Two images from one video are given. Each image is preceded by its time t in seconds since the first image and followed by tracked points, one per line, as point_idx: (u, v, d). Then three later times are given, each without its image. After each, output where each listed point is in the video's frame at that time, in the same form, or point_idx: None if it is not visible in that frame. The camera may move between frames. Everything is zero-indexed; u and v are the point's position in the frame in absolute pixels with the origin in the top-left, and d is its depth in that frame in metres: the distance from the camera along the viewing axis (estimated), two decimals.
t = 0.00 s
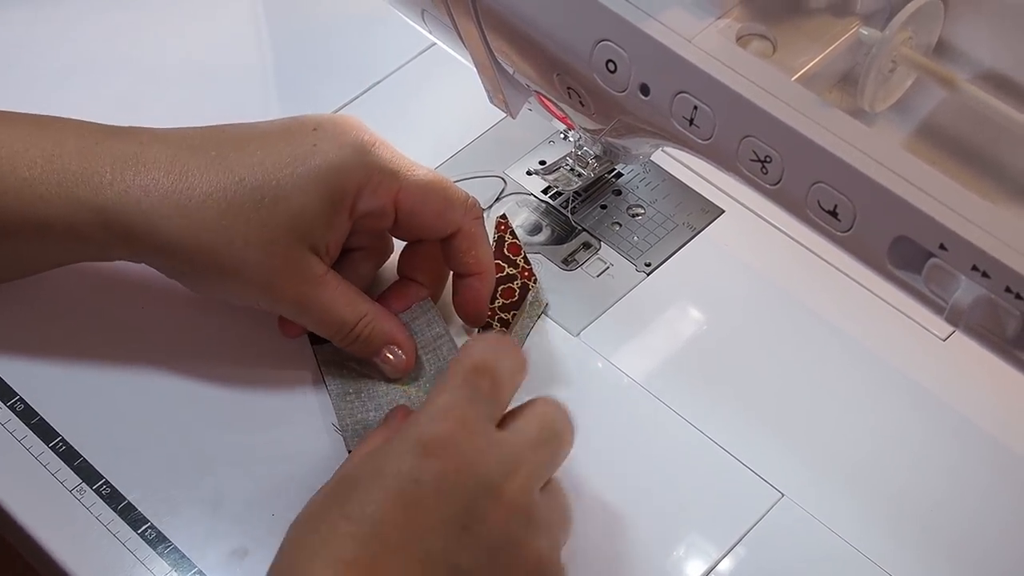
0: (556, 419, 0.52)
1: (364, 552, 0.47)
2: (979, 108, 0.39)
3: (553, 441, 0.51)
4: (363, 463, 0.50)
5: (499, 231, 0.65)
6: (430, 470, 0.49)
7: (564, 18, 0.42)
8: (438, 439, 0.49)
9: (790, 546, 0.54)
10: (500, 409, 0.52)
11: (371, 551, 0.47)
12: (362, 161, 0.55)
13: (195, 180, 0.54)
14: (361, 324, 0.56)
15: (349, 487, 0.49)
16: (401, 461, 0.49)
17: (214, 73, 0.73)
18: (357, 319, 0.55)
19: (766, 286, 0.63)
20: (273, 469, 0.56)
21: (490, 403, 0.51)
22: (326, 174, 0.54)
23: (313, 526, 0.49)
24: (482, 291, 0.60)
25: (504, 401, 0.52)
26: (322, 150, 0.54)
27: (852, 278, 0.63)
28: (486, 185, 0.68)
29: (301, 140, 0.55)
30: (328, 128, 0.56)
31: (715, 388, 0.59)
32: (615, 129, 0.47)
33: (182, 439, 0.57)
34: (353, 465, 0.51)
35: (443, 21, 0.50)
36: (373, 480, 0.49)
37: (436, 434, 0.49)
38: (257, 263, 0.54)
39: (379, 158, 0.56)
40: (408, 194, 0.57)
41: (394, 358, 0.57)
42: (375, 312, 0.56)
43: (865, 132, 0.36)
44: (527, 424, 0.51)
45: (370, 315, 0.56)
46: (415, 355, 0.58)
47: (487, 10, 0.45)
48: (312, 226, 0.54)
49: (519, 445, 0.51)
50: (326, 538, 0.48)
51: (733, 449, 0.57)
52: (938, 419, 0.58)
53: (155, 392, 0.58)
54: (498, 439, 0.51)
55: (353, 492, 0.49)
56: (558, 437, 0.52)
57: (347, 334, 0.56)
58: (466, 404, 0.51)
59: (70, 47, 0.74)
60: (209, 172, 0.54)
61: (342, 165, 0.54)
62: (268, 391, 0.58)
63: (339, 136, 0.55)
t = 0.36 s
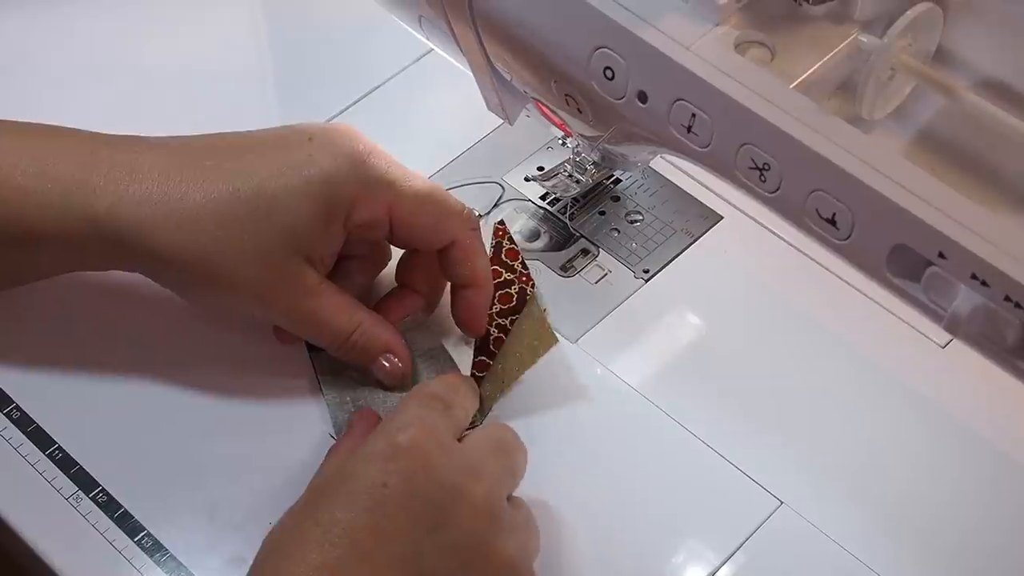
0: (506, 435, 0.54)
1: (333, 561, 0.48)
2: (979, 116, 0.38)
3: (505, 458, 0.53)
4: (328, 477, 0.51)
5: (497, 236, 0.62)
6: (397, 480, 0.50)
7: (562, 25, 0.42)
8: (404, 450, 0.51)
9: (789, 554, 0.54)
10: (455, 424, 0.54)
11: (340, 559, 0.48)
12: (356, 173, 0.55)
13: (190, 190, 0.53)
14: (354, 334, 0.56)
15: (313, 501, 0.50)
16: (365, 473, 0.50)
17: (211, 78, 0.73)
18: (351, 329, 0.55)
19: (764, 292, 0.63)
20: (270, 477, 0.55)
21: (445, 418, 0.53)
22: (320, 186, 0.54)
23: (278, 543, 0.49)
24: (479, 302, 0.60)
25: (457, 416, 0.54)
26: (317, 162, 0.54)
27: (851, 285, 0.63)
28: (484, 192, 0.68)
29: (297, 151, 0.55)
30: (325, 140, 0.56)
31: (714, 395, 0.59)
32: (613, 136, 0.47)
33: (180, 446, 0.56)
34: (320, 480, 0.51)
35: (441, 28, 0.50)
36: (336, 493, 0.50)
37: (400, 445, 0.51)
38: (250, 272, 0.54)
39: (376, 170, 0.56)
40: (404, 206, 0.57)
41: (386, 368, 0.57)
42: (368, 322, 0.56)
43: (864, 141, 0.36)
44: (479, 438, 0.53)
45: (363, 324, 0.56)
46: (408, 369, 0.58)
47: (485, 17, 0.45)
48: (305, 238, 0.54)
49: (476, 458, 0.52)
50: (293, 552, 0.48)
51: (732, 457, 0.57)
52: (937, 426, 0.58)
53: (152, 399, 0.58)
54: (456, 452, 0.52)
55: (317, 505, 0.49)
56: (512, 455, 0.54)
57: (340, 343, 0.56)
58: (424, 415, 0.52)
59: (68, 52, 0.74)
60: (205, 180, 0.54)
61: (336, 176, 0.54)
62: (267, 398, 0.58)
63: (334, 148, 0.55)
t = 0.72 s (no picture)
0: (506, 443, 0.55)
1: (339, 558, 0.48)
2: (977, 117, 0.38)
3: (504, 467, 0.53)
4: (331, 476, 0.51)
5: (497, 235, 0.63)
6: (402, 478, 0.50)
7: (561, 27, 0.42)
8: (410, 450, 0.51)
9: (788, 555, 0.54)
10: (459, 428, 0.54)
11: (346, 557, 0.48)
12: (317, 195, 0.51)
13: (177, 195, 0.52)
14: (336, 340, 0.56)
15: (317, 500, 0.50)
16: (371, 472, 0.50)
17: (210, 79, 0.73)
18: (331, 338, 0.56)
19: (762, 293, 0.63)
20: (269, 478, 0.55)
21: (448, 421, 0.54)
22: (280, 211, 0.51)
23: (280, 541, 0.48)
24: (479, 278, 0.57)
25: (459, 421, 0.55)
26: (281, 183, 0.51)
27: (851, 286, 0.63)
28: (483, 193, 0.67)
29: (269, 166, 0.52)
30: (303, 150, 0.52)
31: (713, 396, 0.59)
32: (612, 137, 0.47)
33: (179, 447, 0.56)
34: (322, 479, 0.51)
35: (440, 28, 0.50)
36: (341, 491, 0.50)
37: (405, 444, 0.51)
38: (231, 283, 0.54)
39: (341, 196, 0.50)
40: (363, 236, 0.51)
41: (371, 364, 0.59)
42: (349, 326, 0.57)
43: (863, 141, 0.36)
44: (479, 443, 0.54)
45: (346, 331, 0.56)
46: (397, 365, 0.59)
47: (484, 18, 0.45)
48: (270, 259, 0.53)
49: (478, 461, 0.53)
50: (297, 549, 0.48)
51: (732, 457, 0.57)
52: (936, 426, 0.58)
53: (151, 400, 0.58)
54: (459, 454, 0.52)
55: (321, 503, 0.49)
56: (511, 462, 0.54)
57: (325, 345, 0.57)
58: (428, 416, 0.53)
59: (66, 53, 0.74)
60: (195, 183, 0.52)
61: (295, 202, 0.51)
62: (267, 398, 0.58)
63: (302, 166, 0.51)
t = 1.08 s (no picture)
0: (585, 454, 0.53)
1: None
2: (985, 114, 0.39)
3: (580, 477, 0.52)
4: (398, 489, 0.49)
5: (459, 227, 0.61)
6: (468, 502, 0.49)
7: (569, 24, 0.42)
8: (485, 475, 0.49)
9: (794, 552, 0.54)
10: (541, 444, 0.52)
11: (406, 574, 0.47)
12: (298, 230, 0.50)
13: (160, 199, 0.50)
14: (318, 353, 0.56)
15: (380, 515, 0.49)
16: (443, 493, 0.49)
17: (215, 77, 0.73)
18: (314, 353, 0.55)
19: (767, 291, 0.63)
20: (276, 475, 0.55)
21: (527, 439, 0.51)
22: (260, 241, 0.50)
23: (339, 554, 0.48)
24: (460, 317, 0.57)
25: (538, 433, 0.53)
26: (260, 215, 0.50)
27: (856, 284, 0.63)
28: (488, 191, 0.68)
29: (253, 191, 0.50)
30: (288, 173, 0.51)
31: (717, 395, 0.59)
32: (619, 136, 0.47)
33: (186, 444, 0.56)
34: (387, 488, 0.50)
35: (447, 26, 0.50)
36: (411, 507, 0.48)
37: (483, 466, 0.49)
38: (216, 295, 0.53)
39: (315, 233, 0.50)
40: (340, 275, 0.51)
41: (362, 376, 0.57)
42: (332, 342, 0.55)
43: (870, 139, 0.36)
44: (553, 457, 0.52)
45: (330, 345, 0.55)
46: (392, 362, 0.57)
47: (492, 16, 0.45)
48: (253, 283, 0.52)
49: (555, 481, 0.51)
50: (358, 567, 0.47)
51: (737, 455, 0.57)
52: (942, 424, 0.58)
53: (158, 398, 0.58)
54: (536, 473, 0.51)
55: (385, 516, 0.48)
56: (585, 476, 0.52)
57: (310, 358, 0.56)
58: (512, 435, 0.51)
59: (71, 51, 0.74)
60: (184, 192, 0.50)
61: (277, 235, 0.50)
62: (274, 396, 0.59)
63: (288, 197, 0.50)
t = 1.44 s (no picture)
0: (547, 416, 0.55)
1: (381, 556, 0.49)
2: (1002, 110, 0.39)
3: (552, 437, 0.54)
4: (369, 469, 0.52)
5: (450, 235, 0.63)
6: (434, 472, 0.52)
7: (584, 21, 0.42)
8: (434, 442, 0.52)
9: (805, 548, 0.54)
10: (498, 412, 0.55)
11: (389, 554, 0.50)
12: (308, 243, 0.53)
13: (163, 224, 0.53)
14: (328, 367, 0.57)
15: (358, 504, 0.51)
16: (403, 467, 0.52)
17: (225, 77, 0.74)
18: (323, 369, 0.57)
19: (777, 289, 0.63)
20: (289, 471, 0.56)
21: (478, 413, 0.54)
22: (271, 258, 0.53)
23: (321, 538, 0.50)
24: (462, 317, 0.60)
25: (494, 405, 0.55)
26: (268, 231, 0.53)
27: (867, 281, 0.63)
28: (500, 188, 0.68)
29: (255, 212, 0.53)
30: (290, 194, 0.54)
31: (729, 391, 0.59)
32: (634, 132, 0.47)
33: (199, 440, 0.57)
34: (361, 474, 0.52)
35: (461, 23, 0.50)
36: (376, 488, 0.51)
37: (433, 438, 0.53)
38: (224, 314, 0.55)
39: (325, 247, 0.53)
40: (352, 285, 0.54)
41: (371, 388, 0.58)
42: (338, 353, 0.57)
43: (887, 135, 0.36)
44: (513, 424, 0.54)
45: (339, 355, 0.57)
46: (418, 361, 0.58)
47: (507, 13, 0.45)
48: (259, 301, 0.54)
49: (516, 443, 0.53)
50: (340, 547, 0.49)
51: (748, 451, 0.57)
52: (953, 420, 0.58)
53: (172, 394, 0.58)
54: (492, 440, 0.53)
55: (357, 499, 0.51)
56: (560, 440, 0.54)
57: (317, 374, 0.57)
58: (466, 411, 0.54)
59: (82, 51, 0.75)
60: (183, 215, 0.53)
61: (288, 250, 0.53)
62: (288, 392, 0.59)
63: (290, 215, 0.53)
